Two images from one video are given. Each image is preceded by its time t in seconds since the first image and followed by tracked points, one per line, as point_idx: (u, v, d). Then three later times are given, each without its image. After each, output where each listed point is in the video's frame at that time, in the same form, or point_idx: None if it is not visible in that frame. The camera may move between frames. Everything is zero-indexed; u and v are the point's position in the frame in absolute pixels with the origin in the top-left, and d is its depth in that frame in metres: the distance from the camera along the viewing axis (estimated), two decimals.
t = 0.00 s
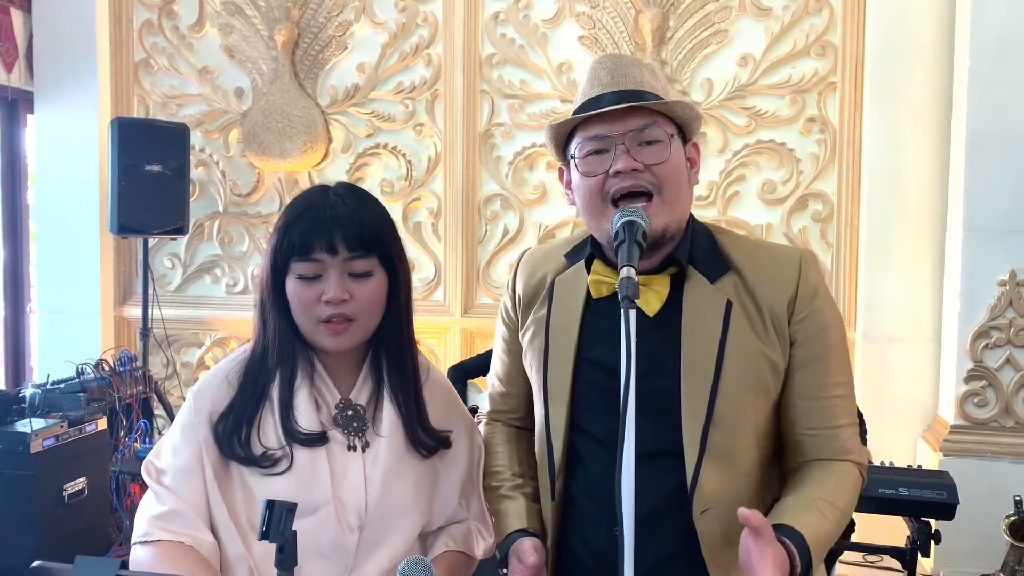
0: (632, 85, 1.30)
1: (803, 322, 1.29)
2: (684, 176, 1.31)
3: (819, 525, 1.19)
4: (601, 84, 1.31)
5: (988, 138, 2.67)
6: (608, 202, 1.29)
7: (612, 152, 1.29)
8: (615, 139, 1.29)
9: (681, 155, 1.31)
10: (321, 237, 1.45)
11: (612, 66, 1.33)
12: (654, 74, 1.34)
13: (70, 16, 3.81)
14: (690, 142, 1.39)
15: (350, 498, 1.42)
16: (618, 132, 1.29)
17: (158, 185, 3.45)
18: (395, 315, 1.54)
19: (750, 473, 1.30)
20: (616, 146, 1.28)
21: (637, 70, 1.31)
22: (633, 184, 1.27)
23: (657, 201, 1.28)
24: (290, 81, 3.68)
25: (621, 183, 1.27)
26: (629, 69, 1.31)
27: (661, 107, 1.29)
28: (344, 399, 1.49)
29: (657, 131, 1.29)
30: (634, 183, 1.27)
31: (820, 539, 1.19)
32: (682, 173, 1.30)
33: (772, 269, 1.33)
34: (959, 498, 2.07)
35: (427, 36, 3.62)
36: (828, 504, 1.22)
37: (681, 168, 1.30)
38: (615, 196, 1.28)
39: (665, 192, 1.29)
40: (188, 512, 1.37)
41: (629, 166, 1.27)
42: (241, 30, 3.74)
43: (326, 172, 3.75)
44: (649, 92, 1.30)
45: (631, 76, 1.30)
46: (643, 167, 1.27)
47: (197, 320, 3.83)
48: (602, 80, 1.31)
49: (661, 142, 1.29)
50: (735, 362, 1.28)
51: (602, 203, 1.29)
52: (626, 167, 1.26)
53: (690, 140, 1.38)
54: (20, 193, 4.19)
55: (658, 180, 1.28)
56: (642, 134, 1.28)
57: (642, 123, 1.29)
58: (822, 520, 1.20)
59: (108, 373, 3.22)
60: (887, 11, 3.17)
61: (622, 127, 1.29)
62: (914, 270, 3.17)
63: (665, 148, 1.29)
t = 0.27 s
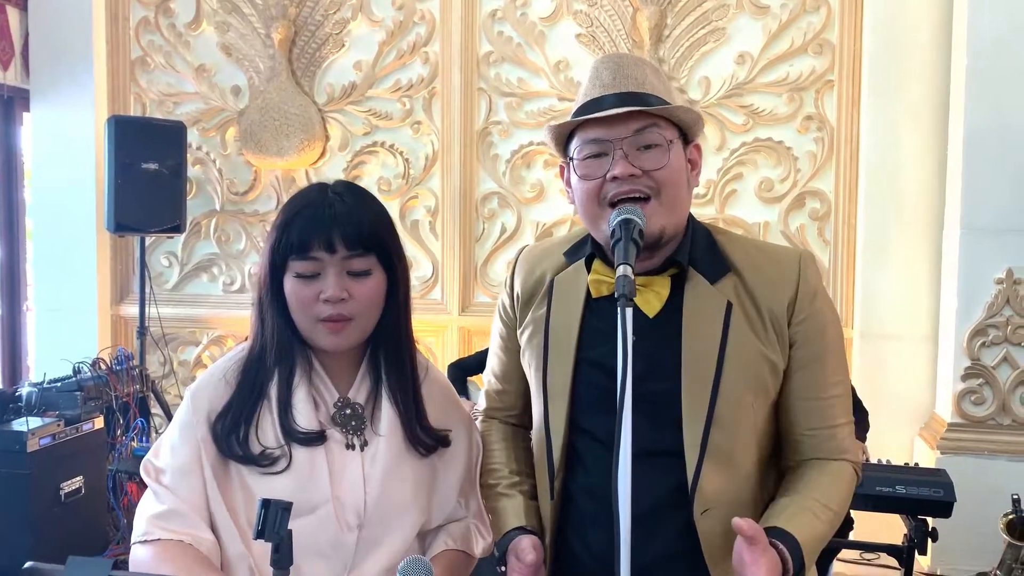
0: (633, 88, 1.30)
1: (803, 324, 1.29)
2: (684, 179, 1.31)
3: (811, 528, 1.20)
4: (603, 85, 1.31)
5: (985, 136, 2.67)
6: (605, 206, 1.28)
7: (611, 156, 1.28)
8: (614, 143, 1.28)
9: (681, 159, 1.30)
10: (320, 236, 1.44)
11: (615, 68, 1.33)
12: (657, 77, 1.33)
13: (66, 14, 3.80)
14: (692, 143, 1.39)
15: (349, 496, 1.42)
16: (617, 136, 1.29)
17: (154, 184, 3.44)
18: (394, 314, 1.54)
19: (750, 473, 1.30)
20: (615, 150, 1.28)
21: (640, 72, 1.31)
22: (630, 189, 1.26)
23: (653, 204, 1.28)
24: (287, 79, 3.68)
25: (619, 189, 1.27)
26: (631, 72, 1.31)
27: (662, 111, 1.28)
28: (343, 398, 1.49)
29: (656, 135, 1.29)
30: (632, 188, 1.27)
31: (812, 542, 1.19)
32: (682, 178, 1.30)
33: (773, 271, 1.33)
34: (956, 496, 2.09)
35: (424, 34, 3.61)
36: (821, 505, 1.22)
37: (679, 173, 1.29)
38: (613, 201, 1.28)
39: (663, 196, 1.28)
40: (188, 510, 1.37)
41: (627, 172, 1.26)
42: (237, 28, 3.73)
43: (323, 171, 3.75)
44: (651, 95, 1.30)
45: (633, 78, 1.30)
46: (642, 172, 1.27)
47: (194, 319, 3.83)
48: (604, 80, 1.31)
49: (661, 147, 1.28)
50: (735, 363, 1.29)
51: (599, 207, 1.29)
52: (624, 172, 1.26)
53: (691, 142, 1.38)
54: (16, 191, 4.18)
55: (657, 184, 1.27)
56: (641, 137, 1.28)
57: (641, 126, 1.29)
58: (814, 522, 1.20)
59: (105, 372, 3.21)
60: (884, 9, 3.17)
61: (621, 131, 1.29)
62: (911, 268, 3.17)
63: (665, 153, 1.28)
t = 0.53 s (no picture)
0: (626, 90, 1.28)
1: (802, 315, 1.29)
2: (682, 180, 1.31)
3: (802, 528, 1.20)
4: (596, 89, 1.30)
5: (982, 134, 2.67)
6: (604, 211, 1.28)
7: (608, 163, 1.28)
8: (610, 150, 1.28)
9: (679, 162, 1.30)
10: (326, 234, 1.43)
11: (606, 71, 1.32)
12: (650, 76, 1.32)
13: (62, 11, 3.79)
14: (689, 137, 1.37)
15: (346, 494, 1.41)
16: (613, 144, 1.28)
17: (151, 181, 3.43)
18: (397, 314, 1.53)
19: (750, 471, 1.30)
20: (612, 156, 1.28)
21: (633, 74, 1.30)
22: (630, 197, 1.26)
23: (653, 205, 1.28)
24: (284, 76, 3.67)
25: (618, 196, 1.26)
26: (623, 75, 1.30)
27: (656, 114, 1.27)
28: (342, 396, 1.48)
29: (653, 140, 1.28)
30: (632, 195, 1.27)
31: (801, 540, 1.19)
32: (681, 181, 1.30)
33: (771, 264, 1.32)
34: (953, 492, 2.10)
35: (422, 31, 3.61)
36: (815, 504, 1.22)
37: (678, 175, 1.29)
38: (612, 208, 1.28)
39: (663, 199, 1.28)
40: (175, 509, 1.37)
41: (626, 179, 1.26)
42: (234, 25, 3.72)
43: (320, 168, 3.74)
44: (646, 95, 1.29)
45: (626, 81, 1.29)
46: (640, 176, 1.26)
47: (191, 317, 3.82)
48: (597, 84, 1.30)
49: (658, 151, 1.28)
50: (733, 360, 1.28)
51: (598, 212, 1.29)
52: (624, 180, 1.26)
53: (689, 137, 1.36)
54: (12, 189, 4.17)
55: (656, 189, 1.27)
56: (638, 143, 1.27)
57: (636, 134, 1.28)
58: (805, 522, 1.20)
59: (101, 370, 3.21)
60: (882, 7, 3.17)
61: (619, 137, 1.28)
62: (910, 266, 3.17)
63: (663, 158, 1.27)
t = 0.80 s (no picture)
0: (622, 85, 1.28)
1: (798, 307, 1.28)
2: (678, 175, 1.30)
3: (784, 534, 1.21)
4: (589, 84, 1.29)
5: (979, 132, 2.67)
6: (599, 207, 1.29)
7: (602, 159, 1.28)
8: (604, 146, 1.28)
9: (673, 156, 1.29)
10: (324, 232, 1.43)
11: (601, 64, 1.31)
12: (645, 69, 1.31)
13: (58, 8, 3.78)
14: (686, 131, 1.36)
15: (340, 492, 1.42)
16: (607, 139, 1.28)
17: (148, 179, 3.43)
18: (395, 312, 1.52)
19: (749, 468, 1.30)
20: (606, 153, 1.28)
21: (626, 67, 1.29)
22: (625, 192, 1.26)
23: (647, 202, 1.28)
24: (281, 74, 3.66)
25: (613, 192, 1.27)
26: (617, 68, 1.29)
27: (650, 110, 1.26)
28: (337, 394, 1.49)
29: (648, 135, 1.27)
30: (626, 190, 1.27)
31: (784, 548, 1.20)
32: (675, 174, 1.29)
33: (765, 258, 1.32)
34: (949, 491, 2.09)
35: (418, 29, 3.60)
36: (803, 509, 1.23)
37: (673, 170, 1.29)
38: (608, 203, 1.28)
39: (657, 194, 1.28)
40: (172, 506, 1.37)
41: (620, 175, 1.26)
42: (231, 23, 3.71)
43: (317, 166, 3.74)
44: (643, 90, 1.28)
45: (619, 75, 1.28)
46: (635, 173, 1.26)
47: (188, 315, 3.82)
48: (591, 79, 1.29)
49: (652, 146, 1.27)
50: (727, 355, 1.28)
51: (592, 208, 1.30)
52: (618, 175, 1.26)
53: (684, 130, 1.35)
54: (9, 187, 4.16)
55: (650, 184, 1.27)
56: (633, 138, 1.27)
57: (632, 128, 1.27)
58: (790, 527, 1.22)
59: (98, 368, 3.20)
60: (878, 5, 3.17)
61: (612, 132, 1.27)
62: (906, 263, 3.18)
63: (658, 152, 1.27)
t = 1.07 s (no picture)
0: (644, 91, 1.27)
1: (798, 318, 1.29)
2: (682, 191, 1.29)
3: (774, 544, 1.23)
4: (615, 82, 1.29)
5: (976, 130, 2.68)
6: (598, 207, 1.29)
7: (606, 161, 1.28)
8: (610, 150, 1.27)
9: (678, 171, 1.28)
10: (322, 229, 1.43)
11: (629, 64, 1.31)
12: (675, 79, 1.30)
13: (55, 5, 3.77)
14: (704, 144, 1.35)
15: (339, 489, 1.42)
16: (613, 144, 1.27)
17: (145, 176, 3.42)
18: (391, 308, 1.52)
19: (748, 470, 1.30)
20: (610, 155, 1.27)
21: (654, 73, 1.28)
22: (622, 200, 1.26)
23: (645, 213, 1.28)
24: (278, 71, 3.65)
25: (610, 195, 1.26)
26: (644, 72, 1.29)
27: (665, 123, 1.26)
28: (335, 391, 1.48)
29: (654, 148, 1.27)
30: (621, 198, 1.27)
31: (773, 558, 1.22)
32: (678, 190, 1.28)
33: (767, 266, 1.33)
34: (946, 488, 2.10)
35: (416, 26, 3.60)
36: (796, 522, 1.25)
37: (675, 186, 1.28)
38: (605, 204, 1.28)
39: (655, 206, 1.27)
40: (170, 503, 1.37)
41: (618, 182, 1.26)
42: (228, 20, 3.70)
43: (315, 164, 3.73)
44: (666, 103, 1.28)
45: (645, 79, 1.28)
46: (634, 183, 1.26)
47: (185, 313, 3.81)
48: (616, 76, 1.29)
49: (656, 161, 1.26)
50: (727, 359, 1.29)
51: (591, 207, 1.30)
52: (615, 182, 1.26)
53: (703, 143, 1.34)
54: (5, 184, 4.15)
55: (649, 196, 1.27)
56: (638, 149, 1.27)
57: (640, 137, 1.27)
58: (781, 537, 1.24)
59: (95, 366, 3.20)
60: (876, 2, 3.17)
61: (620, 138, 1.27)
62: (904, 262, 3.18)
63: (661, 167, 1.27)
